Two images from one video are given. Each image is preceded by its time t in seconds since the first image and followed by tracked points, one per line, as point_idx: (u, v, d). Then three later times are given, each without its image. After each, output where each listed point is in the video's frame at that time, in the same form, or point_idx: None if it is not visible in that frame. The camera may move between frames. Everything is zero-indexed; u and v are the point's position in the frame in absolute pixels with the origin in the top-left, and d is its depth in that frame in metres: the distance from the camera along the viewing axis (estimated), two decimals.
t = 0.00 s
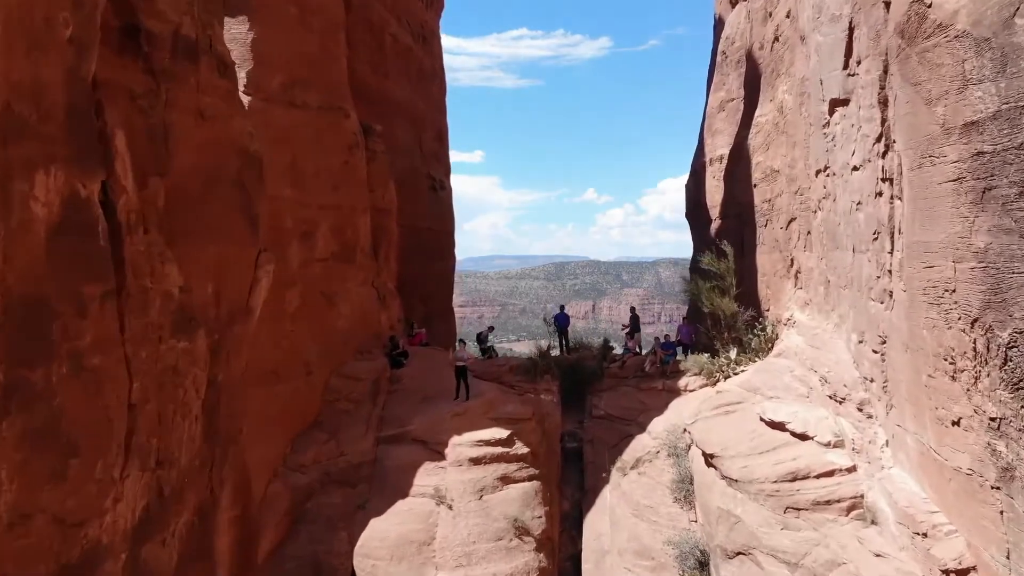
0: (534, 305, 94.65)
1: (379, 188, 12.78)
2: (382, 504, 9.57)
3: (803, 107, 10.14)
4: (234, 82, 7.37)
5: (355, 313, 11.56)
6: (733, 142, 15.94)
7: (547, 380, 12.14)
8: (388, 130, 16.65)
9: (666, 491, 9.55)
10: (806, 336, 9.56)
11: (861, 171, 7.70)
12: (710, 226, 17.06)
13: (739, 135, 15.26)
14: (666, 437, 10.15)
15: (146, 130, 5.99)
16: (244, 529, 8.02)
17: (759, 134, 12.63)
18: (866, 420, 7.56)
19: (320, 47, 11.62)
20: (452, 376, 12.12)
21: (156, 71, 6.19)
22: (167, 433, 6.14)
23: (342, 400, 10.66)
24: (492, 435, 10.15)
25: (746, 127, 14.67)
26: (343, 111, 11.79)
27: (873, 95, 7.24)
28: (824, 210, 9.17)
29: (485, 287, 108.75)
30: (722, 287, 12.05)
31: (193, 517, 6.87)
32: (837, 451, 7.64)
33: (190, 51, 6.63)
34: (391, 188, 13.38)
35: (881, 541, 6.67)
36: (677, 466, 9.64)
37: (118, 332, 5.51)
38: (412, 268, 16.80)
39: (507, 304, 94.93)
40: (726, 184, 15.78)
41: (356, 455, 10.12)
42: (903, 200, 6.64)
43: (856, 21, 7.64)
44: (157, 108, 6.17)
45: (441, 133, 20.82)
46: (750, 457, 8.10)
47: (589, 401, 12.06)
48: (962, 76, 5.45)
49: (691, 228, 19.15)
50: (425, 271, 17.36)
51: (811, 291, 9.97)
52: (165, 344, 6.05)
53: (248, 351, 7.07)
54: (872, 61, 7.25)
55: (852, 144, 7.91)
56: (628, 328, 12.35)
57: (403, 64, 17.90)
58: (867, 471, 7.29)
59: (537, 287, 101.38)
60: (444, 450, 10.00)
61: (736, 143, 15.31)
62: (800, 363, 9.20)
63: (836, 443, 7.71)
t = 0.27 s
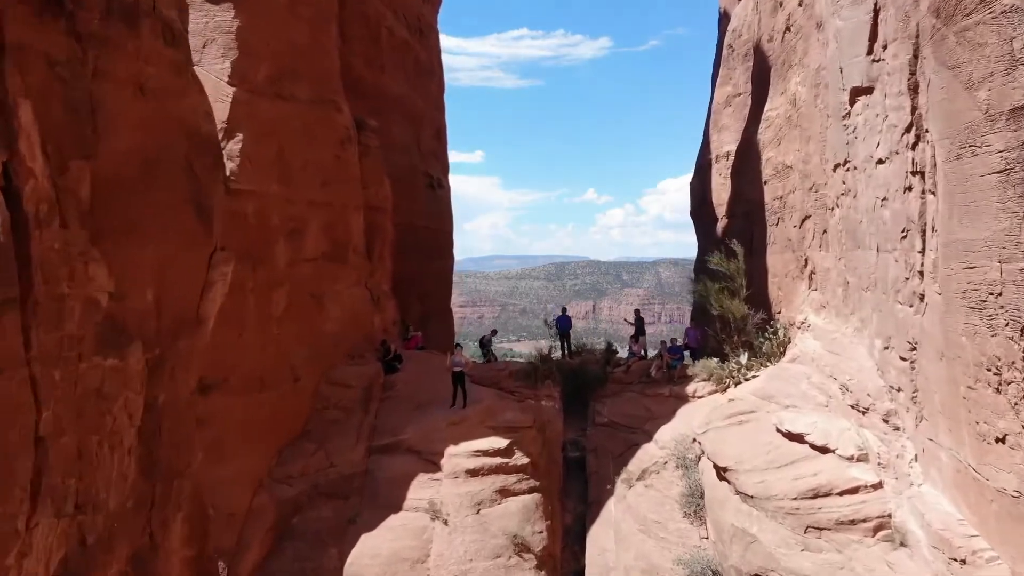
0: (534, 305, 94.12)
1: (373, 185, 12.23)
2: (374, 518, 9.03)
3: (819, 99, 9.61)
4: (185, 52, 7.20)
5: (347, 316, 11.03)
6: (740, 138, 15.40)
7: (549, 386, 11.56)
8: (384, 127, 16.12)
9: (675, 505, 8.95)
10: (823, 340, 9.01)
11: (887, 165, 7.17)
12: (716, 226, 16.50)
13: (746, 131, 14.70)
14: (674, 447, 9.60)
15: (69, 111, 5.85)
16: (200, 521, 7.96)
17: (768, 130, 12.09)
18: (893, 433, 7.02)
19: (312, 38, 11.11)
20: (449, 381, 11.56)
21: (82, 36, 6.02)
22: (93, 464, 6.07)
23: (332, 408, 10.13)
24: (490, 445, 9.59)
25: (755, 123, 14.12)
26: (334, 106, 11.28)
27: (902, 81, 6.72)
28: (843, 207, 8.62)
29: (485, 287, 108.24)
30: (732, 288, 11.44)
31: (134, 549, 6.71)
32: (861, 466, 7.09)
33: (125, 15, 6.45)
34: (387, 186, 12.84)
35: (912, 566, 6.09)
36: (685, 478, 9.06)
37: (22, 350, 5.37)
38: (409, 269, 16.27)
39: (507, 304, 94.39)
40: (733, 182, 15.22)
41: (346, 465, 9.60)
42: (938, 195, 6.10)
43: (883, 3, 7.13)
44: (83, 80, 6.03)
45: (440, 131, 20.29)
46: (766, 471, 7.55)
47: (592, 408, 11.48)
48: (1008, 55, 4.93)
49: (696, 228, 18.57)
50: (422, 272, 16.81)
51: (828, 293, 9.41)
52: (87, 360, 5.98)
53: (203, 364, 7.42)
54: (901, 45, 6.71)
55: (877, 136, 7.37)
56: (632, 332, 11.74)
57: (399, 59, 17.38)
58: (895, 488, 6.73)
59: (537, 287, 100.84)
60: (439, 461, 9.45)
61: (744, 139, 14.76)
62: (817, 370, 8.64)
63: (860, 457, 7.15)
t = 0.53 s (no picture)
0: (534, 305, 93.72)
1: (367, 182, 11.81)
2: (366, 530, 8.62)
3: (833, 90, 9.18)
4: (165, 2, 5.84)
5: (340, 317, 10.61)
6: (746, 135, 14.95)
7: (550, 389, 11.12)
8: (379, 123, 15.71)
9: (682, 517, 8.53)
10: (837, 343, 8.58)
11: (910, 158, 6.74)
12: (720, 225, 16.06)
13: (753, 127, 14.26)
14: (680, 455, 9.18)
15: None
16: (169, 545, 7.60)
17: (777, 124, 11.65)
18: (915, 444, 6.59)
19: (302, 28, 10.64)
20: (447, 384, 11.13)
21: None
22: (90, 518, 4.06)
23: (324, 414, 9.71)
24: (489, 453, 9.17)
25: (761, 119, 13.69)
26: (326, 99, 10.83)
27: (928, 68, 6.28)
28: (859, 203, 8.20)
29: (484, 287, 107.87)
30: (739, 289, 11.02)
31: None
32: (882, 479, 6.66)
33: None
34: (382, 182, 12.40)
35: None
36: (693, 488, 8.64)
37: None
38: (405, 269, 15.85)
39: (507, 304, 94.00)
40: (738, 179, 14.79)
41: (337, 474, 9.19)
42: (969, 190, 5.68)
43: None
44: None
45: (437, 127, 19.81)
46: (780, 484, 7.13)
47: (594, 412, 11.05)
48: None
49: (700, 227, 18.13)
50: (418, 272, 16.40)
51: (842, 294, 8.97)
52: None
53: (149, 389, 4.68)
54: (926, 30, 6.30)
55: (898, 126, 6.95)
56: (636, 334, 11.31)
57: (395, 53, 16.90)
58: (919, 503, 6.29)
59: (537, 287, 100.38)
60: (435, 470, 9.03)
61: (750, 135, 14.32)
62: (832, 375, 8.23)
63: (880, 469, 6.74)
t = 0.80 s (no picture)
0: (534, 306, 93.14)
1: (360, 178, 11.27)
2: (355, 548, 8.09)
3: (853, 79, 8.65)
4: None
5: (330, 320, 10.06)
6: (754, 130, 14.41)
7: (550, 395, 10.55)
8: (374, 118, 15.17)
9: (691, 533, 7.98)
10: (857, 349, 8.05)
11: (942, 148, 6.21)
12: (727, 223, 15.52)
13: (760, 123, 13.72)
14: (689, 467, 8.64)
15: None
16: (132, 561, 7.41)
17: (789, 118, 11.14)
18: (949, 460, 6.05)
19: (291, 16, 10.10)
20: (443, 390, 10.57)
21: None
22: None
23: (312, 423, 9.16)
24: (487, 464, 8.61)
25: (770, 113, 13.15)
26: (316, 91, 10.31)
27: (966, 50, 5.76)
28: (881, 199, 7.67)
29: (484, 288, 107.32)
30: (750, 290, 10.47)
31: None
32: (912, 497, 6.12)
33: None
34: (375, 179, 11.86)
35: None
36: (704, 503, 8.08)
37: None
38: (401, 270, 15.30)
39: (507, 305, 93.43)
40: (746, 176, 14.23)
41: (325, 487, 8.65)
42: (1013, 181, 5.16)
43: None
44: None
45: (435, 123, 19.26)
46: (800, 502, 6.59)
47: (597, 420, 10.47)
48: None
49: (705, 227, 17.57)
50: (415, 273, 15.84)
51: (862, 296, 8.44)
52: None
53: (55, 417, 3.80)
54: (962, 8, 5.80)
55: (930, 115, 6.43)
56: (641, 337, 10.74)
57: (391, 46, 16.35)
58: (954, 524, 5.74)
59: (537, 288, 99.79)
60: (429, 483, 8.49)
61: (759, 130, 13.77)
62: (852, 383, 7.69)
63: (909, 486, 6.19)
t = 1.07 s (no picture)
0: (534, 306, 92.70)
1: (353, 175, 10.85)
2: (346, 563, 7.68)
3: (869, 70, 8.24)
4: None
5: (321, 322, 9.64)
6: (761, 126, 13.97)
7: (550, 400, 10.08)
8: (370, 115, 14.75)
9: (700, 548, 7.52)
10: (874, 353, 7.63)
11: (971, 140, 5.81)
12: (733, 222, 15.08)
13: (765, 119, 13.32)
14: (697, 478, 8.23)
15: None
16: None
17: (798, 112, 10.73)
18: (978, 474, 5.62)
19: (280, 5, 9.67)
20: (440, 396, 10.15)
21: None
22: None
23: (301, 430, 8.74)
24: (484, 475, 8.20)
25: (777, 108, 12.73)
26: (306, 84, 9.90)
27: (1000, 33, 5.37)
28: (901, 195, 7.26)
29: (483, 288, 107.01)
30: (759, 291, 10.03)
31: None
32: (938, 514, 5.70)
33: None
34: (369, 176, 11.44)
35: None
36: (713, 517, 7.63)
37: None
38: (398, 270, 14.88)
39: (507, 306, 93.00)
40: (752, 174, 13.79)
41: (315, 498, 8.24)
42: None
43: None
44: None
45: (432, 120, 18.81)
46: (818, 519, 6.18)
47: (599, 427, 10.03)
48: None
49: (710, 226, 17.12)
50: (411, 274, 15.43)
51: (879, 298, 8.02)
52: None
53: None
54: None
55: (956, 105, 6.04)
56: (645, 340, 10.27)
57: (387, 41, 15.91)
58: (983, 543, 5.31)
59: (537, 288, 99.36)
60: (424, 494, 8.08)
61: (765, 127, 13.35)
62: (870, 391, 7.28)
63: (935, 502, 5.78)
